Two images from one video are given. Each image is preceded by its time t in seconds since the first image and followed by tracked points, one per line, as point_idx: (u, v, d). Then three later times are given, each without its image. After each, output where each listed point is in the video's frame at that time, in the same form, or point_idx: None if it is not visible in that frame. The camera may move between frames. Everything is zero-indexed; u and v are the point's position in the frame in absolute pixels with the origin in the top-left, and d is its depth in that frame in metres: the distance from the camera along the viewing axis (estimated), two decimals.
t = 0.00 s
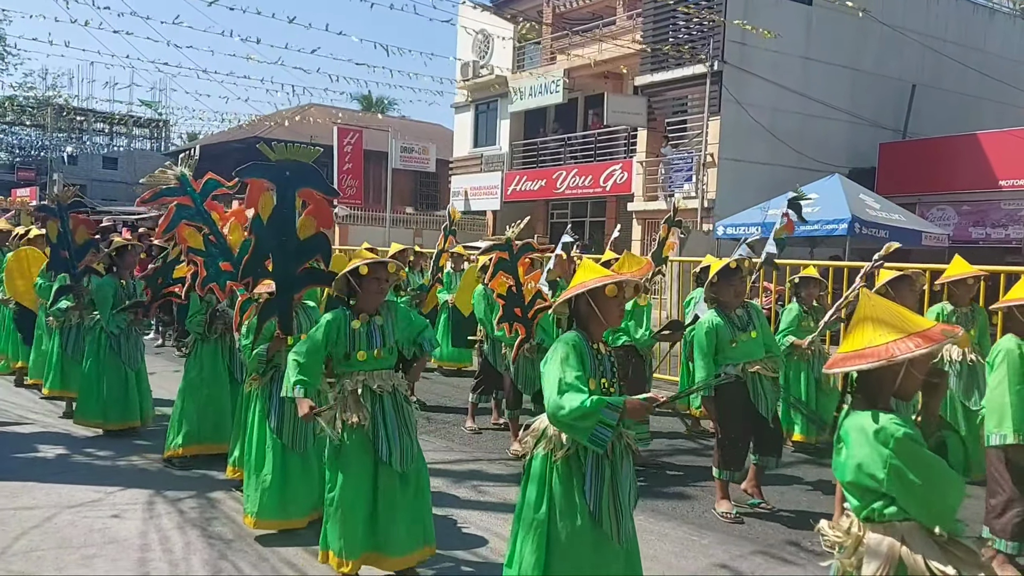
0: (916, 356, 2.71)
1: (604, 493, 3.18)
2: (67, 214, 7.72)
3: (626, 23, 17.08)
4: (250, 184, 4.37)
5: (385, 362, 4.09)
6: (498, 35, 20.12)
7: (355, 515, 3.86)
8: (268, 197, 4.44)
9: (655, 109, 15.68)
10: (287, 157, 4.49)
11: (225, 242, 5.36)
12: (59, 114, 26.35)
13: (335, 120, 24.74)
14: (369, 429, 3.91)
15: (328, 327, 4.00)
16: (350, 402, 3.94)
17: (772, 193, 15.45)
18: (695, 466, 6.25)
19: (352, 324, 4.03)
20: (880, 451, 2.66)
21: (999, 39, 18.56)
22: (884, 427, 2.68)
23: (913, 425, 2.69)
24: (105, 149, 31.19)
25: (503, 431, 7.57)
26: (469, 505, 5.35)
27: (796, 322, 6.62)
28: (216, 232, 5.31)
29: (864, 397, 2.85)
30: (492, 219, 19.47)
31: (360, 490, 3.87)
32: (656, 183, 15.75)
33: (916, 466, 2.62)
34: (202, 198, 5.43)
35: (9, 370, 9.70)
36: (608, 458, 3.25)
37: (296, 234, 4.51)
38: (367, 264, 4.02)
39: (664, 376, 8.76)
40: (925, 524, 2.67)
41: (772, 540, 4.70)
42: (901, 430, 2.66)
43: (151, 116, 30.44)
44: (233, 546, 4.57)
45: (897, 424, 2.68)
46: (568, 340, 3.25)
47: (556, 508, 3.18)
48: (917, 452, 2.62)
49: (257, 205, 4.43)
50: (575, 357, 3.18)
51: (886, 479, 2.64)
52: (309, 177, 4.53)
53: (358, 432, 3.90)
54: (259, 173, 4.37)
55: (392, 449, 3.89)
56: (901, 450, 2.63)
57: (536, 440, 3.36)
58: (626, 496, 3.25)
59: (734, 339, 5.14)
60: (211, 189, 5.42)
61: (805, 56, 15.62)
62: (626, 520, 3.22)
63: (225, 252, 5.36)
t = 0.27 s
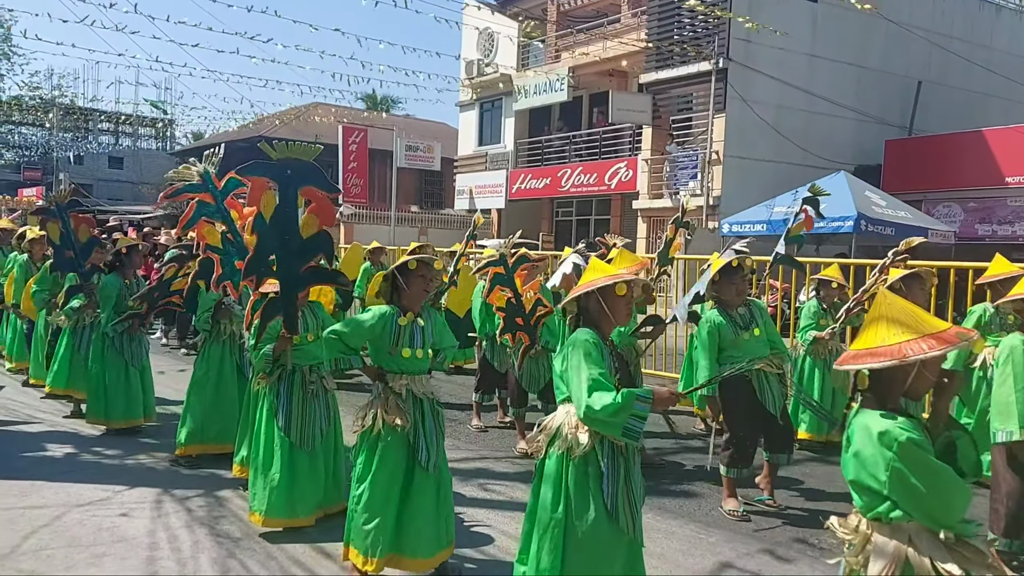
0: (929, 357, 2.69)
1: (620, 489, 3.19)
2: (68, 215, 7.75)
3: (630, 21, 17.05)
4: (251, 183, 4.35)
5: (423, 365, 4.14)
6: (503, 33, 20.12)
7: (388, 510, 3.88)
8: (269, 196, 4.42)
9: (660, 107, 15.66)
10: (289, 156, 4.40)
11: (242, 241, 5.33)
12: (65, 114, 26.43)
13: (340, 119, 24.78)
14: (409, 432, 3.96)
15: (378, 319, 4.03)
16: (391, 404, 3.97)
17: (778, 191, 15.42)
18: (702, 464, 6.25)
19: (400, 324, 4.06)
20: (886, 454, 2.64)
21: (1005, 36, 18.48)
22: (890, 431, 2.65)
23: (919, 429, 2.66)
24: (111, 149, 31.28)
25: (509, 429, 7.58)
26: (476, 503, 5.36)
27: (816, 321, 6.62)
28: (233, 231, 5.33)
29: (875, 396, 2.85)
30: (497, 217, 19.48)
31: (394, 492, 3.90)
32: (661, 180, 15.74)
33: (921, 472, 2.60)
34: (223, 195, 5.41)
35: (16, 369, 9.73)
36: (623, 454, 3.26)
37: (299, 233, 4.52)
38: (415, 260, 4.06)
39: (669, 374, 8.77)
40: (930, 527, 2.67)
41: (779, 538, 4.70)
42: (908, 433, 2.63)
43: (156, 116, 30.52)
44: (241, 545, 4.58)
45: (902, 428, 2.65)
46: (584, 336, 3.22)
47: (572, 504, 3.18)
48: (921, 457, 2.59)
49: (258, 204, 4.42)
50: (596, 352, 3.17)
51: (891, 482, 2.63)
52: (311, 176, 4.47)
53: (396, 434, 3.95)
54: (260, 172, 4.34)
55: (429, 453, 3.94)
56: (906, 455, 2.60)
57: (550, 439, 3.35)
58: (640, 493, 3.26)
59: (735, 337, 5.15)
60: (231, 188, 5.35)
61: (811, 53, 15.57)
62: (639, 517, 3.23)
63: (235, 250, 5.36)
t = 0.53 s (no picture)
0: (938, 357, 2.70)
1: (630, 489, 3.20)
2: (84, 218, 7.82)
3: (635, 21, 17.04)
4: (251, 184, 4.48)
5: (456, 365, 4.12)
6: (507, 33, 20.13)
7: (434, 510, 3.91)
8: (269, 198, 4.50)
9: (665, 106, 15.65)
10: (286, 158, 4.50)
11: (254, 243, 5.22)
12: (71, 115, 26.51)
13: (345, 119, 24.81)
14: (440, 430, 3.98)
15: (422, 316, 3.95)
16: (420, 403, 3.96)
17: (783, 191, 15.40)
18: (708, 464, 6.25)
19: (444, 325, 4.04)
20: (894, 453, 2.63)
21: (1011, 35, 18.42)
22: (897, 430, 2.65)
23: (926, 428, 2.65)
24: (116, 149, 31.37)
25: (514, 430, 7.57)
26: (483, 503, 5.36)
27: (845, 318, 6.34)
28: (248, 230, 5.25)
29: (881, 394, 2.85)
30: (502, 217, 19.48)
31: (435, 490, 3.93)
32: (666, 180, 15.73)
33: (930, 471, 2.59)
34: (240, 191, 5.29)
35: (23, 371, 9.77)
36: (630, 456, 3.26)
37: (300, 234, 4.56)
38: (455, 261, 4.11)
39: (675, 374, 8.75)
40: (936, 527, 2.66)
41: (785, 539, 4.70)
42: (918, 433, 2.62)
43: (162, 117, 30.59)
44: (248, 545, 4.60)
45: (908, 427, 2.64)
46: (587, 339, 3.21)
47: (585, 506, 3.18)
48: (930, 457, 2.58)
49: (258, 206, 4.50)
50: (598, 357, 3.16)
51: (898, 481, 2.63)
52: (310, 177, 4.56)
53: (429, 434, 3.97)
54: (260, 174, 4.44)
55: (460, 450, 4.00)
56: (914, 455, 2.59)
57: (557, 441, 3.34)
58: (649, 494, 3.28)
59: (743, 337, 5.13)
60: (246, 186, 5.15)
61: (816, 53, 15.55)
62: (648, 517, 3.26)
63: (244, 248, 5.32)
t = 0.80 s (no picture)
0: (938, 353, 2.70)
1: (632, 490, 3.19)
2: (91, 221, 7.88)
3: (640, 20, 17.02)
4: (257, 184, 4.45)
5: (445, 365, 4.10)
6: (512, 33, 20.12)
7: (420, 510, 3.90)
8: (274, 197, 4.50)
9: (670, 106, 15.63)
10: (293, 156, 4.52)
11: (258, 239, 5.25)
12: (77, 114, 26.59)
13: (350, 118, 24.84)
14: (428, 430, 3.97)
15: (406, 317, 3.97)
16: (408, 402, 3.96)
17: (788, 190, 15.37)
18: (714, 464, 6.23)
19: (430, 323, 4.04)
20: (901, 448, 2.63)
21: (1017, 33, 18.35)
22: (903, 425, 2.65)
23: (932, 423, 2.66)
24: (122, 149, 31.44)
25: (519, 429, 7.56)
26: (488, 502, 5.36)
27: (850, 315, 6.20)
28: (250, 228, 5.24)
29: (884, 392, 2.85)
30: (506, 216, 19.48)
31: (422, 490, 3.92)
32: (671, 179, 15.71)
33: (937, 466, 2.58)
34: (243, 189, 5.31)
35: (30, 370, 9.80)
36: (633, 456, 3.25)
37: (307, 232, 4.56)
38: (444, 261, 4.09)
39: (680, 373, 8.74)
40: (942, 523, 2.65)
41: (790, 539, 4.68)
42: (924, 427, 2.62)
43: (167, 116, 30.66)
44: (253, 544, 4.60)
45: (915, 422, 2.65)
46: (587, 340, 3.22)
47: (589, 505, 3.16)
48: (938, 452, 2.58)
49: (264, 206, 4.49)
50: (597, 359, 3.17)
51: (905, 476, 2.62)
52: (315, 175, 4.60)
53: (418, 434, 3.96)
54: (265, 173, 4.44)
55: (448, 450, 3.96)
56: (922, 451, 2.59)
57: (562, 440, 3.33)
58: (651, 496, 3.27)
59: (744, 337, 5.14)
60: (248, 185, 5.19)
61: (821, 52, 15.51)
62: (652, 517, 3.25)
63: (250, 246, 5.30)
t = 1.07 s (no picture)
0: (945, 353, 2.69)
1: (631, 488, 3.16)
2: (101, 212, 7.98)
3: (646, 19, 16.99)
4: (282, 180, 4.56)
5: (418, 366, 4.14)
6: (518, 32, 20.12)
7: (383, 515, 3.90)
8: (299, 195, 4.53)
9: (675, 105, 15.61)
10: (317, 154, 4.46)
11: (263, 233, 5.20)
12: (84, 114, 26.68)
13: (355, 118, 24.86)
14: (396, 432, 3.98)
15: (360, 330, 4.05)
16: (380, 404, 4.00)
17: (794, 189, 15.32)
18: (719, 463, 6.21)
19: (389, 326, 4.08)
20: (903, 444, 2.62)
21: None
22: (906, 420, 2.64)
23: (935, 419, 2.65)
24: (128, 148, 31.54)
25: (523, 429, 7.55)
26: (494, 500, 5.36)
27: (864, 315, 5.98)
28: (256, 221, 5.24)
29: (889, 388, 2.84)
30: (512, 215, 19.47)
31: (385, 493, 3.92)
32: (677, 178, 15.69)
33: (941, 464, 2.57)
34: (250, 184, 5.41)
35: (38, 369, 9.84)
36: (633, 454, 3.23)
37: (328, 230, 4.54)
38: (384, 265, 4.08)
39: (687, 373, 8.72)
40: (943, 521, 2.63)
41: (797, 538, 4.67)
42: (927, 423, 2.61)
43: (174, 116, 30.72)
44: (258, 542, 4.61)
45: (918, 417, 2.64)
46: (583, 341, 3.25)
47: (584, 506, 3.17)
48: (939, 446, 2.57)
49: (289, 202, 4.54)
50: (591, 360, 3.21)
51: (906, 472, 2.61)
52: (338, 173, 4.53)
53: (386, 436, 3.98)
54: (291, 170, 4.48)
55: (417, 454, 3.95)
56: (925, 446, 2.58)
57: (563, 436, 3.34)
58: (655, 495, 3.23)
59: (749, 337, 5.13)
60: (258, 179, 5.35)
61: (828, 50, 15.46)
62: (656, 518, 3.22)
63: (260, 242, 5.21)
